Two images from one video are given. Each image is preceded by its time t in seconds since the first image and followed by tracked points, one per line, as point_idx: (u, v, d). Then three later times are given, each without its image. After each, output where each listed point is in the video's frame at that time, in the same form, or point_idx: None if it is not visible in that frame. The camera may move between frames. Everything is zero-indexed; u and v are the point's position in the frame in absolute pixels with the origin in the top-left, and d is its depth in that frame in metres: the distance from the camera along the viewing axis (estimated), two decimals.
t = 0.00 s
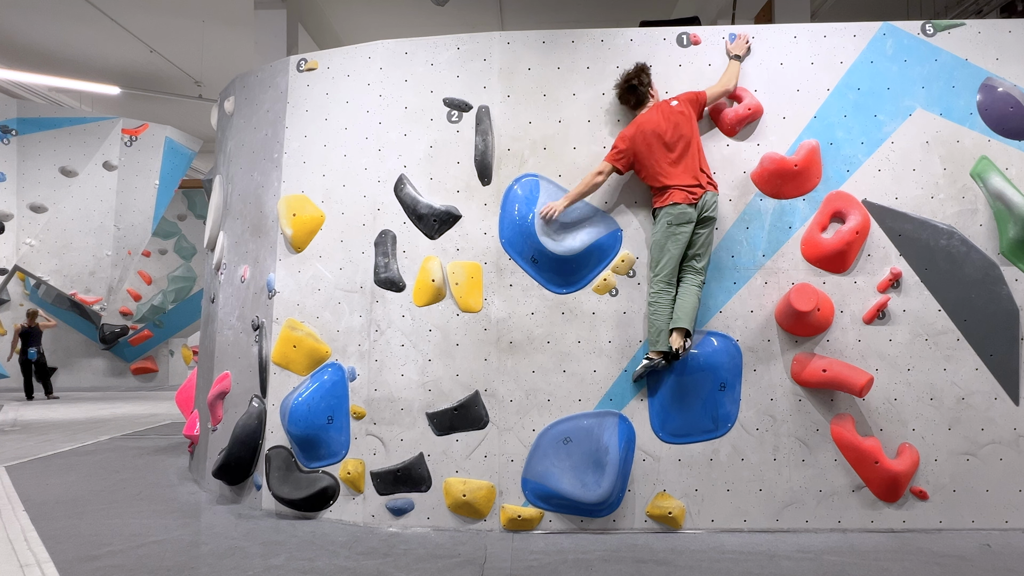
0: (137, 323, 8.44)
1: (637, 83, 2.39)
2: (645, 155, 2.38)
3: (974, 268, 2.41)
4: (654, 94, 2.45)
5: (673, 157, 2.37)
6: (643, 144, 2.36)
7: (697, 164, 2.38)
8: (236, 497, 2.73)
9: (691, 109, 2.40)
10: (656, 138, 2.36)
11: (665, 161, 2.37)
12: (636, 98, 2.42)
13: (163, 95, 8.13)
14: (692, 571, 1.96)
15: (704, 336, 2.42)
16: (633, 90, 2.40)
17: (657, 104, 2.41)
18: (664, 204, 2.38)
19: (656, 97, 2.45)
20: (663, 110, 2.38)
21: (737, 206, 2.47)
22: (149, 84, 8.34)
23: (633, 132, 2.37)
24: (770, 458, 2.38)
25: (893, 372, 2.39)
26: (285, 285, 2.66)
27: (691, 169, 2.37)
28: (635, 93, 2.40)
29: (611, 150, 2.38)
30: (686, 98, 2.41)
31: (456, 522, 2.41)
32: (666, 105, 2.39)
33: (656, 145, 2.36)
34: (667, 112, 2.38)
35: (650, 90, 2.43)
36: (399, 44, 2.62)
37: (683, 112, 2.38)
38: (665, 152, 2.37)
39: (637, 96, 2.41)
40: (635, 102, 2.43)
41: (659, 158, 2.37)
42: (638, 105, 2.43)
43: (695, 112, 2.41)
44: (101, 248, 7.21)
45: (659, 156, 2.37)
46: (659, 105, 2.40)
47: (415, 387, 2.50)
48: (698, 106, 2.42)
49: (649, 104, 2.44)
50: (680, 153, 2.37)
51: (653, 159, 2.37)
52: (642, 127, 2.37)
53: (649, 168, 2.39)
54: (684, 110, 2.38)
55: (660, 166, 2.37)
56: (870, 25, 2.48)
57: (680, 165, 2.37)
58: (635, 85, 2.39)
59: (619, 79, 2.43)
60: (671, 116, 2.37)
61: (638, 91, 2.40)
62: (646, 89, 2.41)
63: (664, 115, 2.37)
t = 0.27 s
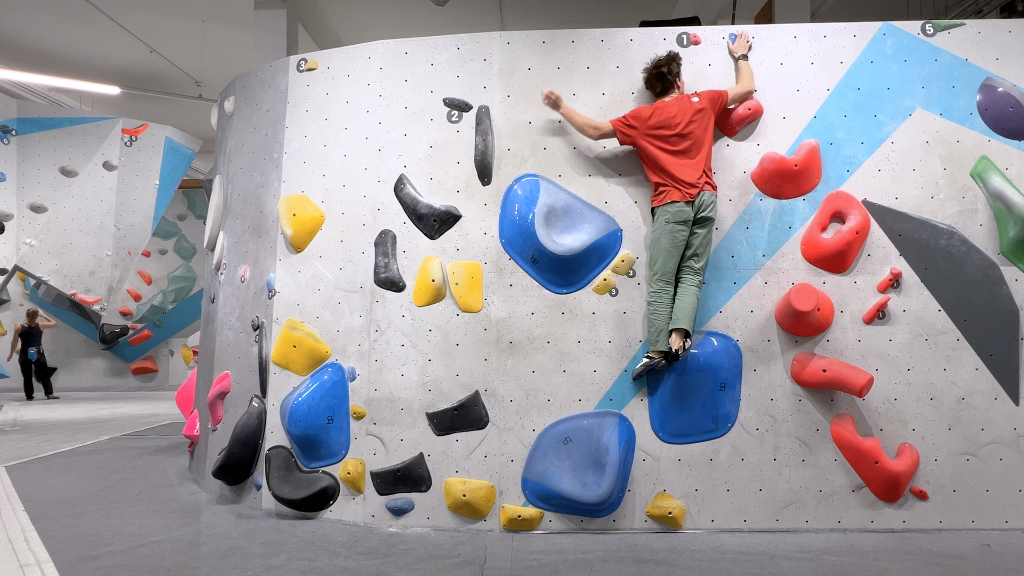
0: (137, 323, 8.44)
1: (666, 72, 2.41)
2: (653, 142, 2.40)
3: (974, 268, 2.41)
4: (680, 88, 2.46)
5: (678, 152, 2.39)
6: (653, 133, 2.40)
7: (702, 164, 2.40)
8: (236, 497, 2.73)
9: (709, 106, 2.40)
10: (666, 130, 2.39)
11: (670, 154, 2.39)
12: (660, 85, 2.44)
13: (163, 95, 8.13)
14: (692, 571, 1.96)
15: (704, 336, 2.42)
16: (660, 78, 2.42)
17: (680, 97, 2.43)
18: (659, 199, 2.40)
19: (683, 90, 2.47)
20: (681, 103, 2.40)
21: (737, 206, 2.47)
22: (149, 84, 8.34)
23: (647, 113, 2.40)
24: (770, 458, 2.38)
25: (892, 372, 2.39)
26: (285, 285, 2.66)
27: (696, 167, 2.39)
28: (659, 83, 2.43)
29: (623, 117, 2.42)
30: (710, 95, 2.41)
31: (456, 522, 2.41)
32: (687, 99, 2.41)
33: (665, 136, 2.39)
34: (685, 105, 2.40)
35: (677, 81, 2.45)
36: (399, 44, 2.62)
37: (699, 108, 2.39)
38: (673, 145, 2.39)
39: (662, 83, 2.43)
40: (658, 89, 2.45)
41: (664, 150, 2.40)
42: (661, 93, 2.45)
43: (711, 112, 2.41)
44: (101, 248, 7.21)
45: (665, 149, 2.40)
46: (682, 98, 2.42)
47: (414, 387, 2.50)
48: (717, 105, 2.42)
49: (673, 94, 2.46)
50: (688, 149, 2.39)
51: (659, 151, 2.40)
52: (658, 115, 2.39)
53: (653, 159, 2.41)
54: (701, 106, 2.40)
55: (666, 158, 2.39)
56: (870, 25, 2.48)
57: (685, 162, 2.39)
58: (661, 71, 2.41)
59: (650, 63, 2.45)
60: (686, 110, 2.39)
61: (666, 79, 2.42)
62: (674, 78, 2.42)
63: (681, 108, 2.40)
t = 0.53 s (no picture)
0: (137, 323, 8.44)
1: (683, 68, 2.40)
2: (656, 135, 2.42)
3: (974, 268, 2.41)
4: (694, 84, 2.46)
5: (678, 149, 2.40)
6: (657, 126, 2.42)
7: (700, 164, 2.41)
8: (236, 497, 2.73)
9: (716, 106, 2.40)
10: (669, 126, 2.40)
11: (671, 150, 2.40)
12: (675, 80, 2.44)
13: (163, 95, 8.13)
14: (692, 571, 1.96)
15: (704, 336, 2.42)
16: (676, 73, 2.42)
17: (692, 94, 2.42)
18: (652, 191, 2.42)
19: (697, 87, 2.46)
20: (690, 101, 2.40)
21: (737, 206, 2.47)
22: (149, 84, 8.34)
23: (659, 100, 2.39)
24: (770, 458, 2.38)
25: (892, 372, 2.39)
26: (285, 285, 2.66)
27: (695, 166, 2.40)
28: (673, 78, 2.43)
29: (638, 91, 2.42)
30: (722, 96, 2.40)
31: (456, 522, 2.41)
32: (696, 97, 2.41)
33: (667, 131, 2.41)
34: (692, 103, 2.40)
35: (693, 79, 2.44)
36: (399, 44, 2.62)
37: (706, 108, 2.39)
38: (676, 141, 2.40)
39: (677, 79, 2.43)
40: (672, 84, 2.45)
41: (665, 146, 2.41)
42: (674, 88, 2.45)
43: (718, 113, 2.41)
44: (101, 248, 7.21)
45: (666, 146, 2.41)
46: (693, 96, 2.41)
47: (414, 387, 2.50)
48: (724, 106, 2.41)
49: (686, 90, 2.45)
50: (689, 148, 2.40)
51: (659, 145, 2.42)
52: (666, 110, 2.40)
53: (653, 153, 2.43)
54: (708, 105, 2.40)
55: (664, 155, 2.41)
56: (870, 25, 2.48)
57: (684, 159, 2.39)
58: (678, 67, 2.41)
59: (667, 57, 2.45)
60: (692, 108, 2.39)
61: (683, 76, 2.42)
62: (690, 76, 2.42)
63: (688, 106, 2.39)
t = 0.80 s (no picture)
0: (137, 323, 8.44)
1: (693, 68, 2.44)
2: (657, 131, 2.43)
3: (974, 268, 2.41)
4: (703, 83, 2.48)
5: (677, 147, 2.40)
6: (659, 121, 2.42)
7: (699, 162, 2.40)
8: (236, 497, 2.73)
9: (719, 106, 2.39)
10: (670, 123, 2.40)
11: (670, 147, 2.40)
12: (682, 79, 2.46)
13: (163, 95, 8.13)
14: (692, 571, 1.96)
15: (704, 336, 2.42)
16: (684, 72, 2.45)
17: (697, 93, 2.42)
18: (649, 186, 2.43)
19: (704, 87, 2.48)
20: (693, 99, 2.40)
21: (737, 206, 2.47)
22: (149, 84, 8.34)
23: (665, 93, 2.40)
24: (770, 458, 2.38)
25: (892, 372, 2.39)
26: (285, 285, 2.66)
27: (692, 165, 2.40)
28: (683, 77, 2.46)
29: (652, 81, 2.45)
30: (727, 96, 2.38)
31: (456, 522, 2.41)
32: (700, 96, 2.40)
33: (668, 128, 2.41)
34: (695, 102, 2.39)
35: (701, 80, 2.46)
36: (399, 44, 2.62)
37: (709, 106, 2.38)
38: (676, 139, 2.40)
39: (685, 78, 2.46)
40: (680, 82, 2.46)
41: (665, 143, 2.41)
42: (682, 86, 2.47)
43: (721, 113, 2.41)
44: (101, 248, 7.21)
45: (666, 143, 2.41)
46: (699, 95, 2.41)
47: (415, 387, 2.50)
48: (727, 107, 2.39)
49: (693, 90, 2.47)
50: (688, 146, 2.40)
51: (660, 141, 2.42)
52: (669, 107, 2.40)
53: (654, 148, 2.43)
54: (711, 104, 2.38)
55: (663, 152, 2.41)
56: (870, 25, 2.48)
57: (682, 157, 2.39)
58: (686, 65, 2.44)
59: (676, 55, 2.47)
60: (694, 106, 2.38)
61: (691, 74, 2.45)
62: (698, 76, 2.45)
63: (690, 104, 2.38)
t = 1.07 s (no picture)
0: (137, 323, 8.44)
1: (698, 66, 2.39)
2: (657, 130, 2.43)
3: (974, 268, 2.41)
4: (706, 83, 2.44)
5: (677, 147, 2.40)
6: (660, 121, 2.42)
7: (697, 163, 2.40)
8: (236, 497, 2.73)
9: (719, 107, 2.37)
10: (670, 123, 2.40)
11: (669, 147, 2.40)
12: (688, 79, 2.42)
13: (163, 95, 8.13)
14: (692, 571, 1.96)
15: (704, 336, 2.42)
16: (690, 72, 2.41)
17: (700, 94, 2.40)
18: (646, 184, 2.44)
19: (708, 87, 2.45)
20: (694, 100, 2.38)
21: (737, 206, 2.47)
22: (149, 84, 8.34)
23: (666, 92, 2.40)
24: (770, 458, 2.38)
25: (892, 372, 2.39)
26: (285, 285, 2.66)
27: (689, 165, 2.39)
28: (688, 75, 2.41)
29: (658, 80, 2.46)
30: (728, 96, 2.36)
31: (456, 522, 2.41)
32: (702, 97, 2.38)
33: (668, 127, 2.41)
34: (696, 102, 2.38)
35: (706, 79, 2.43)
36: (399, 44, 2.62)
37: (710, 107, 2.36)
38: (676, 139, 2.40)
39: (690, 78, 2.41)
40: (684, 82, 2.42)
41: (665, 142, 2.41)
42: (686, 86, 2.43)
43: (722, 113, 2.38)
44: (101, 248, 7.21)
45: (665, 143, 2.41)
46: (700, 96, 2.39)
47: (415, 387, 2.50)
48: (728, 108, 2.38)
49: (698, 90, 2.44)
50: (687, 146, 2.40)
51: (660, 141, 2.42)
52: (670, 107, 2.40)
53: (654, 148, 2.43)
54: (711, 104, 2.37)
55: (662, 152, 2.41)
56: (870, 25, 2.48)
57: (680, 158, 2.39)
58: (692, 65, 2.40)
59: (683, 55, 2.44)
60: (694, 106, 2.37)
61: (697, 74, 2.40)
62: (704, 75, 2.41)
63: (690, 104, 2.37)
